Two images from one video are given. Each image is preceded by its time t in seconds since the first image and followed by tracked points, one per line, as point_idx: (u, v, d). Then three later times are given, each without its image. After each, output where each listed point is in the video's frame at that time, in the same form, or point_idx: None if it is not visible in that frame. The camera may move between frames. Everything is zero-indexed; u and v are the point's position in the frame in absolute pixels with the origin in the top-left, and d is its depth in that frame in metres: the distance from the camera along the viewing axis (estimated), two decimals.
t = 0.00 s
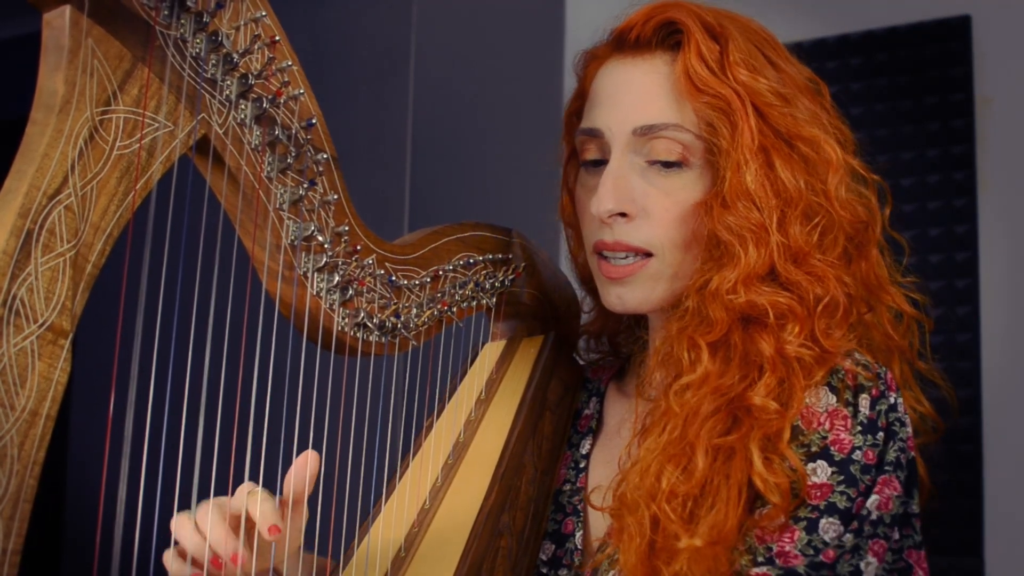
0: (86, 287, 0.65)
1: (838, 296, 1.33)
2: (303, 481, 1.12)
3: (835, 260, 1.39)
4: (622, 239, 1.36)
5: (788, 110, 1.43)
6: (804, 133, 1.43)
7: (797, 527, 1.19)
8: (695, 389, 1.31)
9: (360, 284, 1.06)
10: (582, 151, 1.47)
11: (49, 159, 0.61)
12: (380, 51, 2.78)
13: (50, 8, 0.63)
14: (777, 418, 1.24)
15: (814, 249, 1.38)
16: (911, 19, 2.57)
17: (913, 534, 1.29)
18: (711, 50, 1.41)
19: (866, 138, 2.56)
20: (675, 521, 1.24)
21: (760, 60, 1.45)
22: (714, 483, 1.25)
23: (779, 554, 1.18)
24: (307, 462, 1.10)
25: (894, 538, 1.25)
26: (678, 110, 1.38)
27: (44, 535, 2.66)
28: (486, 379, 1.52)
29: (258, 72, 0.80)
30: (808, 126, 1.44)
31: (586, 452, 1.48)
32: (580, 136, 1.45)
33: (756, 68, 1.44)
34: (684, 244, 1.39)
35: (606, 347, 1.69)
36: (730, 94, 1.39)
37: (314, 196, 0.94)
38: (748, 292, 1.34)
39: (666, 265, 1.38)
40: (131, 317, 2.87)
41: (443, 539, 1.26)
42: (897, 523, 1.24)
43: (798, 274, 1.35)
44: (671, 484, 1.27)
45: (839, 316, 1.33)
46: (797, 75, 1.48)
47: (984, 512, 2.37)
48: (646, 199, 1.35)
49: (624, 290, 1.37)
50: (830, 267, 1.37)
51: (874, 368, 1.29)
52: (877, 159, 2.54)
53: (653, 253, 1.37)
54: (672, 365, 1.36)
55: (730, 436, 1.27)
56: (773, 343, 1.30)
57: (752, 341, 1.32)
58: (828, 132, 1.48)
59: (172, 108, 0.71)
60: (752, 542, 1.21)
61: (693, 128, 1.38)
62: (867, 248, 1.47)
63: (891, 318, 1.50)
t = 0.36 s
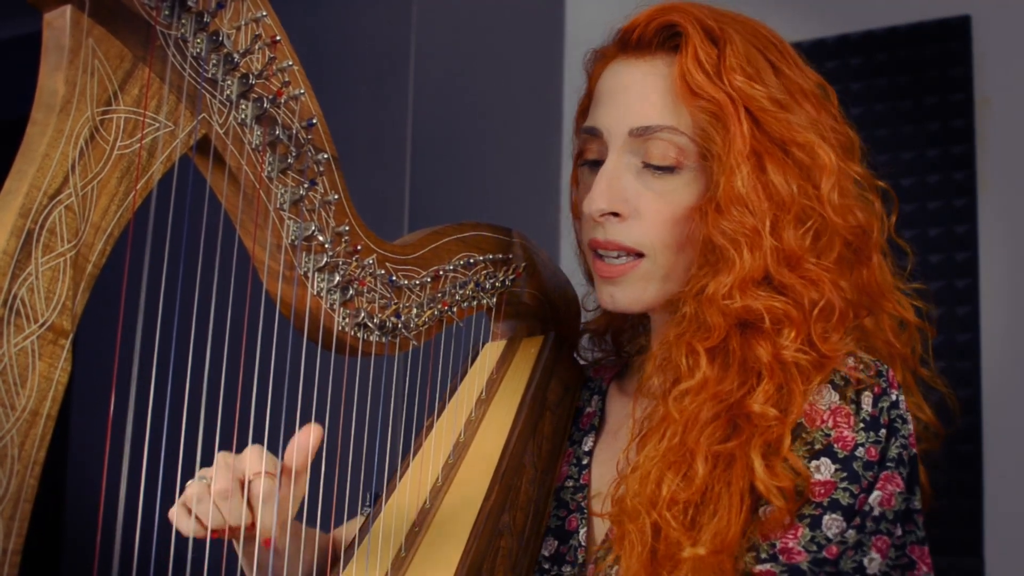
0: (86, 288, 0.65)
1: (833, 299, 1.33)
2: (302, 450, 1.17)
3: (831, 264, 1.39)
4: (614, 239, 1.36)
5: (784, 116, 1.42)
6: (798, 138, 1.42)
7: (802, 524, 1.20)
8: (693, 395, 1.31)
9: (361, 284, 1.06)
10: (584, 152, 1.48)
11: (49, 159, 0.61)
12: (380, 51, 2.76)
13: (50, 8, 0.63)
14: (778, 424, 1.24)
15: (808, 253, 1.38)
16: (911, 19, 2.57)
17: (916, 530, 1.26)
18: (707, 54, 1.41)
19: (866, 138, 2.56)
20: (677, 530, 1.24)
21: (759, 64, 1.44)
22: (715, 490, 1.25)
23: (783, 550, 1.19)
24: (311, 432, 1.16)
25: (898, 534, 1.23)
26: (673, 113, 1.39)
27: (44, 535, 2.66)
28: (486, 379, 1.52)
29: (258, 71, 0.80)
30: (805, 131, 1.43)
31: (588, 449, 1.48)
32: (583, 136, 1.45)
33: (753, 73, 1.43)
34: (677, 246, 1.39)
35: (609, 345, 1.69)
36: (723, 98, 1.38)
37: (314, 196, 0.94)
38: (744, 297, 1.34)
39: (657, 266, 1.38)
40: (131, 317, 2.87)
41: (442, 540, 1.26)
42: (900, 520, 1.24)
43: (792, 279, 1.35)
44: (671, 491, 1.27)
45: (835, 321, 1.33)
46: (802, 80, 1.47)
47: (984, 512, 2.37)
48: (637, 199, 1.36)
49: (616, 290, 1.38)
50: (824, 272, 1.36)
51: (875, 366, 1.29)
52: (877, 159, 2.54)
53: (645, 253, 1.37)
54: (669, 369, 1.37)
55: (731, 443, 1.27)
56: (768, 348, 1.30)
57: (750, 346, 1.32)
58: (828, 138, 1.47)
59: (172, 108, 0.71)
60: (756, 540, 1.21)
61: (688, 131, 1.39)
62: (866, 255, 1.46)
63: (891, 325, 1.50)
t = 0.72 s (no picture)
0: (87, 288, 0.65)
1: (804, 298, 1.34)
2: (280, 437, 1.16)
3: (808, 266, 1.38)
4: (593, 225, 1.39)
5: (768, 116, 1.42)
6: (782, 139, 1.41)
7: (790, 523, 1.20)
8: (677, 402, 1.32)
9: (361, 285, 1.06)
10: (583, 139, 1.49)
11: (51, 160, 0.61)
12: (380, 51, 2.73)
13: (51, 8, 0.63)
14: (759, 432, 1.25)
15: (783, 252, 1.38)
16: (910, 20, 2.57)
17: (907, 529, 1.25)
18: (701, 50, 1.42)
19: (865, 139, 2.56)
20: (663, 543, 1.24)
21: (752, 64, 1.44)
22: (701, 501, 1.26)
23: (771, 549, 1.18)
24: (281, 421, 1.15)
25: (887, 532, 1.22)
26: (664, 106, 1.40)
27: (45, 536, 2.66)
28: (486, 380, 1.53)
29: (258, 72, 0.80)
30: (790, 132, 1.42)
31: (587, 450, 1.48)
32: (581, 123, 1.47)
33: (743, 73, 1.43)
34: (655, 239, 1.40)
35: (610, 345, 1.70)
36: (707, 93, 1.39)
37: (315, 196, 0.94)
38: (716, 294, 1.34)
39: (635, 257, 1.40)
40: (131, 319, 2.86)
41: (442, 539, 1.26)
42: (890, 518, 1.22)
43: (766, 277, 1.35)
44: (657, 502, 1.27)
45: (807, 320, 1.33)
46: (800, 86, 1.46)
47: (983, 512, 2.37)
48: (621, 186, 1.38)
49: (594, 277, 1.41)
50: (798, 273, 1.36)
51: (866, 364, 1.29)
52: (876, 159, 2.54)
53: (624, 241, 1.39)
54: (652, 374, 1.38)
55: (717, 453, 1.28)
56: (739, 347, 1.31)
57: (728, 347, 1.33)
58: (818, 141, 1.46)
59: (172, 109, 0.71)
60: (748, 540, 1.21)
61: (674, 126, 1.39)
62: (850, 262, 1.45)
63: (881, 334, 1.47)
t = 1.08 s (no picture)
0: (86, 288, 0.65)
1: (791, 289, 1.34)
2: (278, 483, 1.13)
3: (795, 258, 1.38)
4: (582, 227, 1.38)
5: (752, 109, 1.42)
6: (767, 132, 1.41)
7: (773, 519, 1.19)
8: (666, 396, 1.32)
9: (361, 285, 1.06)
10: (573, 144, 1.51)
11: (50, 159, 0.61)
12: (380, 51, 2.81)
13: (51, 9, 0.63)
14: (744, 423, 1.25)
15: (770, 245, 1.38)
16: (910, 20, 2.57)
17: (893, 526, 1.25)
18: (684, 47, 1.43)
19: (865, 139, 2.56)
20: (649, 533, 1.24)
21: (736, 59, 1.44)
22: (688, 493, 1.26)
23: (752, 543, 1.17)
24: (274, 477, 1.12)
25: (872, 530, 1.21)
26: (650, 103, 1.41)
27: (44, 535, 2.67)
28: (486, 380, 1.53)
29: (258, 72, 0.80)
30: (775, 125, 1.42)
31: (585, 451, 1.48)
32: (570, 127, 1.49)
33: (728, 67, 1.43)
34: (643, 236, 1.40)
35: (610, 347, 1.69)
36: (690, 88, 1.39)
37: (315, 196, 0.94)
38: (702, 287, 1.34)
39: (622, 255, 1.39)
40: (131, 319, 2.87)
41: (443, 538, 1.26)
42: (876, 516, 1.21)
43: (752, 269, 1.36)
44: (645, 495, 1.27)
45: (793, 312, 1.34)
46: (785, 80, 1.46)
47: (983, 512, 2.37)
48: (610, 187, 1.38)
49: (583, 275, 1.40)
50: (785, 265, 1.36)
51: (859, 363, 1.29)
52: (876, 159, 2.54)
53: (609, 242, 1.38)
54: (640, 371, 1.38)
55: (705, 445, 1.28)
56: (725, 341, 1.32)
57: (715, 339, 1.34)
58: (804, 134, 1.46)
59: (172, 109, 0.71)
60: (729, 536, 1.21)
61: (661, 122, 1.40)
62: (838, 253, 1.44)
63: (872, 325, 1.46)
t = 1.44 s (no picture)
0: (86, 288, 0.65)
1: (775, 283, 1.34)
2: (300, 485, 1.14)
3: (780, 252, 1.38)
4: (572, 225, 1.40)
5: (734, 103, 1.41)
6: (747, 126, 1.41)
7: (770, 515, 1.19)
8: (657, 395, 1.33)
9: (360, 284, 1.07)
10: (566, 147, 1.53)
11: (49, 159, 0.61)
12: (379, 51, 2.82)
13: (50, 9, 0.63)
14: (735, 421, 1.25)
15: (754, 239, 1.38)
16: (910, 20, 2.57)
17: (890, 524, 1.24)
18: (665, 44, 1.44)
19: (864, 139, 2.56)
20: (644, 532, 1.24)
21: (718, 54, 1.44)
22: (682, 492, 1.26)
23: (750, 539, 1.17)
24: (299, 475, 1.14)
25: (870, 528, 1.20)
26: (633, 100, 1.42)
27: (44, 534, 2.67)
28: (485, 379, 1.52)
29: (258, 72, 0.80)
30: (756, 118, 1.41)
31: (582, 451, 1.48)
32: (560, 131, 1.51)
33: (710, 63, 1.43)
34: (632, 234, 1.41)
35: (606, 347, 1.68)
36: (671, 85, 1.40)
37: (314, 195, 0.94)
38: (687, 284, 1.34)
39: (611, 254, 1.41)
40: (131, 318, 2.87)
41: (442, 537, 1.26)
42: (873, 514, 1.20)
43: (735, 265, 1.36)
44: (640, 496, 1.27)
45: (779, 305, 1.34)
46: (769, 74, 1.46)
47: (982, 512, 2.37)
48: (596, 185, 1.39)
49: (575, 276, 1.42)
50: (770, 259, 1.36)
51: (856, 362, 1.29)
52: (876, 159, 2.54)
53: (601, 241, 1.40)
54: (631, 371, 1.39)
55: (698, 444, 1.28)
56: (709, 337, 1.32)
57: (702, 335, 1.34)
58: (788, 126, 1.45)
59: (172, 109, 0.71)
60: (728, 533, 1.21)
61: (645, 119, 1.42)
62: (827, 246, 1.44)
63: (864, 317, 1.47)
